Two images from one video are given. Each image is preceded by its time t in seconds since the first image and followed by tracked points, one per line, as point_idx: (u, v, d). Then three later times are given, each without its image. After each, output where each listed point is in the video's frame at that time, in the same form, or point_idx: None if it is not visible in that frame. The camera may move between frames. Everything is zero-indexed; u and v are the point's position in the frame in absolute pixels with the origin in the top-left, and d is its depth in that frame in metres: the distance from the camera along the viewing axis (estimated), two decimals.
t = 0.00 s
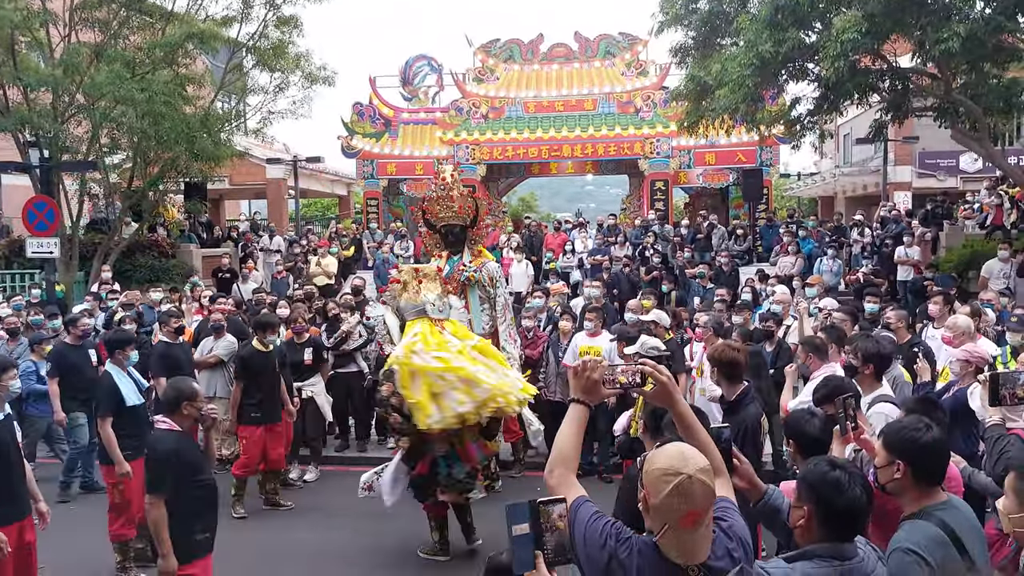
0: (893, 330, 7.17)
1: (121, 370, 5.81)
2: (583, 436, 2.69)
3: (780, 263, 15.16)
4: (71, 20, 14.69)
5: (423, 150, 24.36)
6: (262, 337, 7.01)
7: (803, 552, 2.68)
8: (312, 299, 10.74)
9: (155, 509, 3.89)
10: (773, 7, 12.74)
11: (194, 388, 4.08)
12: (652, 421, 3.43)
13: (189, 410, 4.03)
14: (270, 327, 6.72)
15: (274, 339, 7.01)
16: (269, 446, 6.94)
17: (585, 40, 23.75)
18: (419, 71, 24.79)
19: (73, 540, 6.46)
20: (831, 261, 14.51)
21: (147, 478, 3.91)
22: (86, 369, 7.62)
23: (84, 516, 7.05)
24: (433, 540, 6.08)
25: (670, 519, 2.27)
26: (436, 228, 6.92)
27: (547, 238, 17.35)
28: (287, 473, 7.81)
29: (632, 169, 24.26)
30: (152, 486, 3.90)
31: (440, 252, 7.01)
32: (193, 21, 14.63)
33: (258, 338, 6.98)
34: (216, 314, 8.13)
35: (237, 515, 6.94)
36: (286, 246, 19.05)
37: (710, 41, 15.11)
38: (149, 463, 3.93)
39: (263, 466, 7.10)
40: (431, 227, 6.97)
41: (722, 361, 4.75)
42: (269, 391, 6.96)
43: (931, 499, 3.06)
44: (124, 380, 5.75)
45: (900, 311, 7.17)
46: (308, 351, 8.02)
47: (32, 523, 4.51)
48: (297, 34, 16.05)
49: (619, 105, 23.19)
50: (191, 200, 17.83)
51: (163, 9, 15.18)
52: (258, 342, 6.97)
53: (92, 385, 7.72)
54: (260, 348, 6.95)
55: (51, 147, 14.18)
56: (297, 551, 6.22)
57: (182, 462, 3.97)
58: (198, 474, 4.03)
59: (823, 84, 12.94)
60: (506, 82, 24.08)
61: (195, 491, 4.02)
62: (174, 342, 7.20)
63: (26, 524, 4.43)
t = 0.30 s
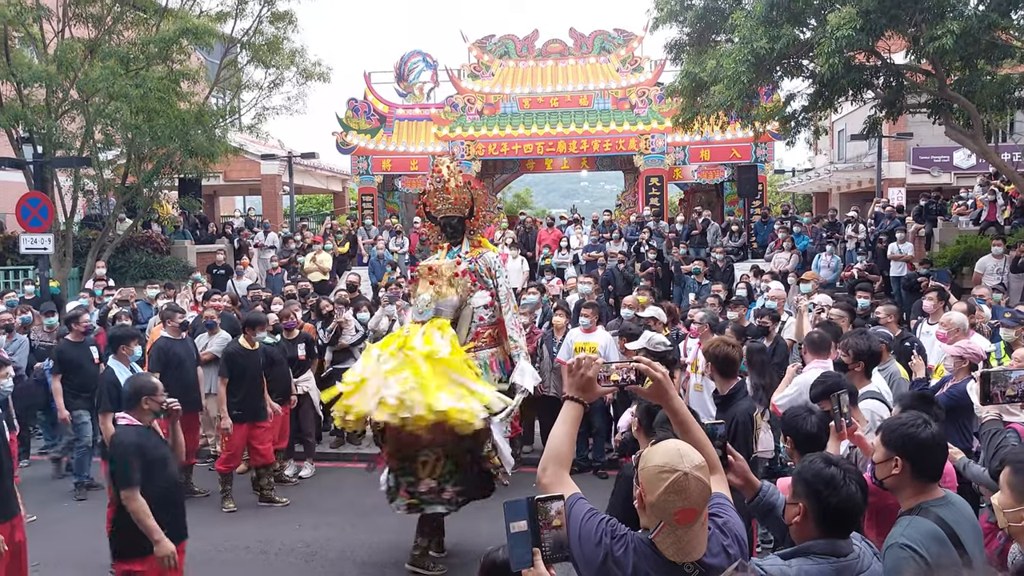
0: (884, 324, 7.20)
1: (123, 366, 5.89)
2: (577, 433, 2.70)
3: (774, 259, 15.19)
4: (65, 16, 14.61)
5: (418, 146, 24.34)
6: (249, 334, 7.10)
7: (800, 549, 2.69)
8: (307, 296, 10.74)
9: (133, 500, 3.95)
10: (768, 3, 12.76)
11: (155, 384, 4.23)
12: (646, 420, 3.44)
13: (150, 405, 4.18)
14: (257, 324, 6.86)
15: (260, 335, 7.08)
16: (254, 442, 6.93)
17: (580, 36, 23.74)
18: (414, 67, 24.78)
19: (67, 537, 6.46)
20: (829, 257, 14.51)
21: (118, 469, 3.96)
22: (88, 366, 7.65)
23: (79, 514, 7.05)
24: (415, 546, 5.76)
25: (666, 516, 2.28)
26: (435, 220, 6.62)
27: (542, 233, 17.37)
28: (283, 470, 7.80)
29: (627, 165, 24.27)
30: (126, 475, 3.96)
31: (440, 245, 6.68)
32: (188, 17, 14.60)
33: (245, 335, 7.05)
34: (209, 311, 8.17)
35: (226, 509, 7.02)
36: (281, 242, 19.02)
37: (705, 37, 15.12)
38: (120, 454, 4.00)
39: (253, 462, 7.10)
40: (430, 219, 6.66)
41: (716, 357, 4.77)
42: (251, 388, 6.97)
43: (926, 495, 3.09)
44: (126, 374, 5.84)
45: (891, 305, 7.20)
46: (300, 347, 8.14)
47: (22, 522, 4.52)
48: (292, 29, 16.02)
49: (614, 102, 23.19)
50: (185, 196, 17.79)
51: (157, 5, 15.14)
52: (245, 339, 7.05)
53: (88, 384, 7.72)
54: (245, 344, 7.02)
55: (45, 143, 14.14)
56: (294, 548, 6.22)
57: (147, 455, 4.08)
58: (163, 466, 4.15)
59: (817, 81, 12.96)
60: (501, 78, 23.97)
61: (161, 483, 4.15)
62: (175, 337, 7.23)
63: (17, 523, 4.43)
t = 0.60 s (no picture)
0: (875, 320, 7.24)
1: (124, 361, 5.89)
2: (571, 429, 2.74)
3: (769, 256, 15.24)
4: (59, 12, 14.58)
5: (414, 142, 24.35)
6: (243, 330, 7.13)
7: (791, 545, 2.73)
8: (302, 293, 10.75)
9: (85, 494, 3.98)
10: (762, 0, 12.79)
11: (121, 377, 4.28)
12: (640, 416, 3.47)
13: (112, 399, 4.22)
14: (253, 319, 6.88)
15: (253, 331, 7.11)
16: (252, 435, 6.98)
17: (575, 33, 23.74)
18: (410, 64, 24.77)
19: (62, 533, 6.47)
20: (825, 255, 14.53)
21: (74, 462, 4.00)
22: (87, 364, 7.72)
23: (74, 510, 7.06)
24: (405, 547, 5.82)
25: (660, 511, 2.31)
26: (425, 218, 6.49)
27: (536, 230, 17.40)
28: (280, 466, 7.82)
29: (622, 162, 24.28)
30: (80, 470, 4.00)
31: (431, 242, 6.62)
32: (184, 13, 14.59)
33: (240, 330, 7.08)
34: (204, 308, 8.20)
35: (223, 505, 7.03)
36: (276, 239, 19.02)
37: (700, 34, 15.14)
38: (80, 446, 4.04)
39: (249, 457, 7.12)
40: (420, 217, 6.52)
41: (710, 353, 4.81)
42: (245, 383, 6.98)
43: (919, 490, 3.13)
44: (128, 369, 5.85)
45: (882, 301, 7.24)
46: (297, 342, 8.18)
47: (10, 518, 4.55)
48: (287, 26, 16.00)
49: (610, 99, 23.20)
50: (181, 192, 17.81)
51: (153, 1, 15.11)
52: (239, 335, 7.08)
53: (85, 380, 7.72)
54: (239, 339, 7.04)
55: (39, 139, 14.11)
56: (292, 543, 6.26)
57: (104, 449, 4.13)
58: (121, 461, 4.21)
59: (812, 78, 12.98)
60: (495, 75, 23.99)
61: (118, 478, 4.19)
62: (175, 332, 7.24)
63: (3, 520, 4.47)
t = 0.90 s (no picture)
0: (867, 317, 7.27)
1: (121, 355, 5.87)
2: (564, 422, 2.74)
3: (763, 253, 15.28)
4: (51, 7, 14.51)
5: (408, 139, 24.32)
6: (243, 325, 7.15)
7: (779, 537, 2.74)
8: (296, 289, 10.74)
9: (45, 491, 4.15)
10: None
11: (91, 377, 4.37)
12: (633, 410, 3.47)
13: (79, 397, 4.32)
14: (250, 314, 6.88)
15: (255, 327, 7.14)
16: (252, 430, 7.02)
17: (570, 29, 23.72)
18: (404, 60, 24.74)
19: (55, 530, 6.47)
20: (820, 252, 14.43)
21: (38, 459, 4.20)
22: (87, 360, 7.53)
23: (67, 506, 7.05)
24: (399, 543, 5.83)
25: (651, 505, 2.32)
26: (410, 213, 6.15)
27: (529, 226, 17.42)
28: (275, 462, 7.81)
29: (617, 159, 24.30)
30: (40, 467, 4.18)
31: (412, 239, 6.13)
32: (177, 9, 14.53)
33: (240, 326, 7.10)
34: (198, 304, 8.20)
35: (217, 502, 7.02)
36: (270, 236, 18.98)
37: (695, 32, 15.15)
38: (48, 444, 4.25)
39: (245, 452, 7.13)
40: (404, 214, 6.18)
41: (701, 348, 4.82)
42: (246, 378, 7.00)
43: (908, 485, 3.14)
44: (125, 364, 5.83)
45: (874, 298, 7.26)
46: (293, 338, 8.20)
47: None
48: (281, 22, 15.95)
49: (604, 95, 23.19)
50: (175, 188, 17.77)
51: None
52: (240, 331, 7.10)
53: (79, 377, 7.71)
54: (240, 335, 7.06)
55: (32, 134, 14.06)
56: (286, 539, 6.26)
57: (70, 447, 4.30)
58: (90, 457, 4.38)
59: (806, 75, 13.00)
60: (490, 72, 23.92)
61: (87, 474, 4.37)
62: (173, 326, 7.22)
63: None
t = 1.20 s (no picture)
0: (862, 313, 7.29)
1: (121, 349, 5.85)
2: (560, 414, 2.76)
3: (760, 249, 15.31)
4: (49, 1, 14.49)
5: (406, 134, 24.31)
6: (243, 319, 7.15)
7: (773, 528, 2.75)
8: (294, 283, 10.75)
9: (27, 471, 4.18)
10: None
11: (72, 363, 4.39)
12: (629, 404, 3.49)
13: (60, 382, 4.35)
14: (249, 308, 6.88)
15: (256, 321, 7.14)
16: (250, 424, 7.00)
17: (568, 25, 23.73)
18: (402, 55, 24.73)
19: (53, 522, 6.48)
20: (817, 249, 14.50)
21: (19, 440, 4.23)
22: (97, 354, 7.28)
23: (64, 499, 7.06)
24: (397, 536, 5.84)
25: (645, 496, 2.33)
26: (404, 201, 6.11)
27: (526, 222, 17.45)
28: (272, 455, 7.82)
29: (615, 155, 24.31)
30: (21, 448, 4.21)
31: (405, 227, 6.07)
32: (175, 3, 14.51)
33: (241, 320, 7.11)
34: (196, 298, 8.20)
35: (215, 495, 7.02)
36: (268, 231, 18.98)
37: (693, 27, 15.14)
38: (28, 426, 4.31)
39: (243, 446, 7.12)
40: (399, 204, 6.13)
41: (697, 342, 4.83)
42: (245, 372, 7.01)
43: (902, 477, 3.16)
44: (125, 357, 5.81)
45: (870, 294, 7.28)
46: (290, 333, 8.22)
47: None
48: (279, 16, 15.92)
49: (602, 91, 23.18)
50: (173, 183, 17.77)
51: None
52: (240, 325, 7.11)
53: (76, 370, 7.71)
54: (240, 329, 7.07)
55: (30, 128, 14.04)
56: (283, 532, 6.26)
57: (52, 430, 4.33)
58: (72, 441, 4.41)
59: (804, 72, 12.99)
60: (488, 67, 23.93)
61: (68, 456, 4.39)
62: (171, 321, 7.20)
63: None
